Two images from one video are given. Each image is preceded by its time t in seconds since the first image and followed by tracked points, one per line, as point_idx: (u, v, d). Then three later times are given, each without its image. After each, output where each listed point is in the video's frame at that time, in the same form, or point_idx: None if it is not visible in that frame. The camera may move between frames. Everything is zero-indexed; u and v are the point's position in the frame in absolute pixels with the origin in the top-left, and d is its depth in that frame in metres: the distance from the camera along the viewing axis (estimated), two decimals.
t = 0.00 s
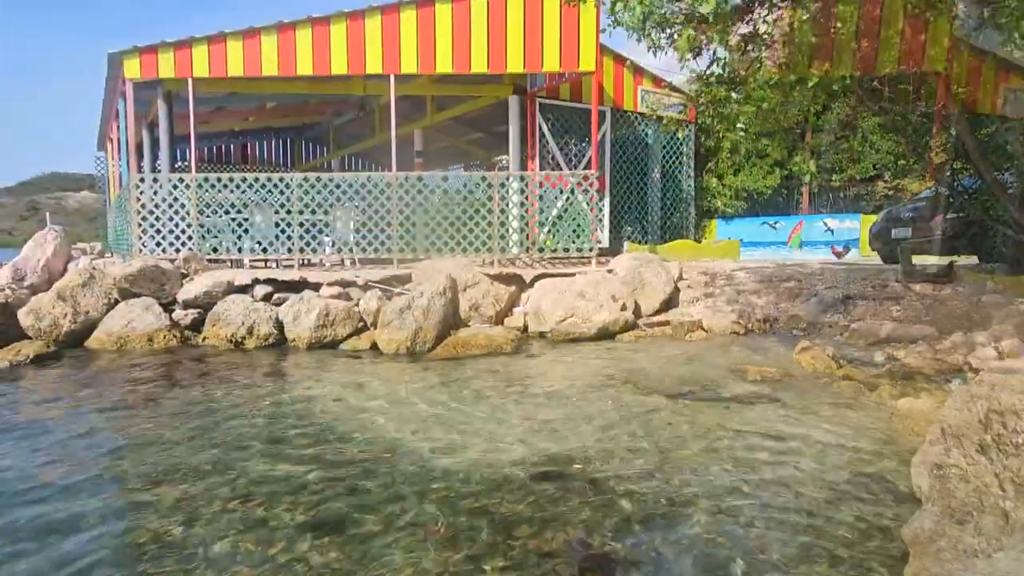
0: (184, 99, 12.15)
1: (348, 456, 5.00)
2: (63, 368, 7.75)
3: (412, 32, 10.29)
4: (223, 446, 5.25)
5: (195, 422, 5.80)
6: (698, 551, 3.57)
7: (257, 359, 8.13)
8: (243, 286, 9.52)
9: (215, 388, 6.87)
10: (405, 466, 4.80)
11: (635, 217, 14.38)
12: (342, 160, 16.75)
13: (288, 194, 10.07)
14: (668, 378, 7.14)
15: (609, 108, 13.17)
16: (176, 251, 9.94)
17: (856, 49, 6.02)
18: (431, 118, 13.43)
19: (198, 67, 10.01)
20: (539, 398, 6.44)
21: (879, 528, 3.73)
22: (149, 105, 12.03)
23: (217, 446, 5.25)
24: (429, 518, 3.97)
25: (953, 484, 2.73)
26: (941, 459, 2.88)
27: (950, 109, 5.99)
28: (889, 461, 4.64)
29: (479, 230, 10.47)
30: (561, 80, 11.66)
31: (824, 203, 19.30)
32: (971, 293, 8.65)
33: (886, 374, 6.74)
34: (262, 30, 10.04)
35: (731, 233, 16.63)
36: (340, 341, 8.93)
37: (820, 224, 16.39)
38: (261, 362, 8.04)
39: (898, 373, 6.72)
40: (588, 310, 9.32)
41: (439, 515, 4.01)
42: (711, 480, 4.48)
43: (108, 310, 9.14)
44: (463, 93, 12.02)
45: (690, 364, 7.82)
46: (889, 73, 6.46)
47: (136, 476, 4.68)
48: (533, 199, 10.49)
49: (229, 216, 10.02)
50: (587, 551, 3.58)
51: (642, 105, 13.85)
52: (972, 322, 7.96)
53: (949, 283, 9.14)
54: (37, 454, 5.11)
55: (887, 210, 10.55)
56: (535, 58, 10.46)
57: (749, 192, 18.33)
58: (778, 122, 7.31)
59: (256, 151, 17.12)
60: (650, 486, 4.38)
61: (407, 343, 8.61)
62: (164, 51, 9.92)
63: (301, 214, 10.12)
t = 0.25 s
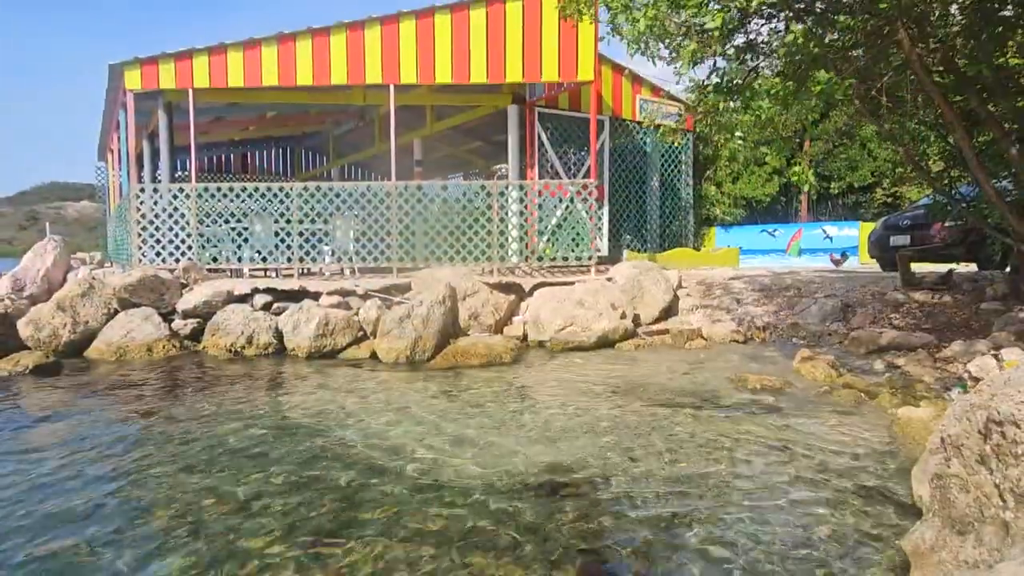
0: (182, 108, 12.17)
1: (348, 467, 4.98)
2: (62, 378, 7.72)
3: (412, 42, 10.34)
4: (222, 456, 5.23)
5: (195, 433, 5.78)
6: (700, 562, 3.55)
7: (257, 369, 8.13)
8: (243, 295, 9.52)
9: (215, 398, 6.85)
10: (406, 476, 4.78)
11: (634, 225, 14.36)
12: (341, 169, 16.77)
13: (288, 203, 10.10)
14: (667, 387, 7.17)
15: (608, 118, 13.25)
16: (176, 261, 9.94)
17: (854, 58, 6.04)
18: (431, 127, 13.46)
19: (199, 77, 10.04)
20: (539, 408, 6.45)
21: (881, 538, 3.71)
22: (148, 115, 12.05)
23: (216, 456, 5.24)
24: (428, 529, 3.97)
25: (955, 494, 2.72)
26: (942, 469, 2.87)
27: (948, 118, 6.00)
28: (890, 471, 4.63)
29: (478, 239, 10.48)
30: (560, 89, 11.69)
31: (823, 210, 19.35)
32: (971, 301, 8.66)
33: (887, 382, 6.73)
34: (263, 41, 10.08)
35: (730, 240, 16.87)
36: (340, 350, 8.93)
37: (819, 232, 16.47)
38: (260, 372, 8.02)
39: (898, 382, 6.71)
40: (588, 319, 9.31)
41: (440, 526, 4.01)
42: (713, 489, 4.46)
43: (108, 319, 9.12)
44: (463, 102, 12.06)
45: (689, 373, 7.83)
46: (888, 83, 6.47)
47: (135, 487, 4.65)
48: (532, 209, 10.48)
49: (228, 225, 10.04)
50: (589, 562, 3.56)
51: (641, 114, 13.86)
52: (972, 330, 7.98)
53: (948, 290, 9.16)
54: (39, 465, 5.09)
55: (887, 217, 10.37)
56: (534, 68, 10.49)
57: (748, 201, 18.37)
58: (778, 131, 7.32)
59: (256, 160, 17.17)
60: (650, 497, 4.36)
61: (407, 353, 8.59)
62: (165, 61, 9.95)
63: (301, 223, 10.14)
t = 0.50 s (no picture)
0: (176, 117, 12.17)
1: (343, 476, 4.96)
2: (55, 387, 7.69)
3: (406, 51, 10.37)
4: (216, 466, 5.21)
5: (188, 442, 5.76)
6: (695, 570, 3.55)
7: (252, 378, 8.12)
8: (237, 304, 9.51)
9: (209, 408, 6.83)
10: (400, 485, 4.77)
11: (629, 232, 14.38)
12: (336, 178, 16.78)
13: (283, 212, 10.08)
14: (661, 395, 7.19)
15: (602, 126, 13.30)
16: (170, 269, 9.93)
17: (845, 68, 6.09)
18: (426, 136, 13.48)
19: (193, 86, 10.05)
20: (533, 416, 6.46)
21: (875, 546, 3.72)
22: (143, 124, 12.05)
23: (210, 466, 5.22)
24: (423, 537, 3.97)
25: (946, 503, 2.73)
26: (934, 478, 2.89)
27: (938, 128, 6.04)
28: (885, 479, 4.63)
29: (473, 247, 10.48)
30: (555, 97, 11.73)
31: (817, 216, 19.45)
32: (962, 309, 8.70)
33: (880, 389, 6.75)
34: (258, 50, 10.10)
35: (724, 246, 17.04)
36: (334, 359, 8.93)
37: (812, 238, 16.53)
38: (254, 381, 8.00)
39: (892, 389, 6.73)
40: (582, 326, 9.32)
41: (435, 534, 4.01)
42: (708, 498, 4.47)
43: (101, 329, 9.09)
44: (457, 110, 12.09)
45: (683, 380, 7.85)
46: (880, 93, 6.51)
47: (129, 497, 4.64)
48: (527, 217, 10.50)
49: (223, 234, 10.02)
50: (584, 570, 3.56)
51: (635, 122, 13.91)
52: (963, 337, 8.02)
53: (940, 297, 9.19)
54: (31, 475, 5.07)
55: (881, 224, 10.44)
56: (529, 77, 10.54)
57: (742, 208, 18.43)
58: (770, 140, 7.37)
59: (250, 168, 17.17)
60: (646, 506, 4.36)
61: (402, 361, 8.59)
62: (160, 70, 9.97)
63: (296, 232, 10.12)
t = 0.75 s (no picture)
0: (164, 121, 12.13)
1: (331, 483, 4.95)
2: (40, 395, 7.63)
3: (396, 56, 10.38)
4: (204, 474, 5.18)
5: (175, 450, 5.73)
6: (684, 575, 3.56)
7: (240, 384, 8.08)
8: (225, 310, 9.47)
9: (196, 415, 6.79)
10: (390, 492, 4.76)
11: (619, 237, 14.42)
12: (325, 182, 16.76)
13: (272, 217, 10.06)
14: (651, 400, 7.21)
15: (591, 131, 13.31)
16: (158, 275, 9.88)
17: (831, 73, 6.13)
18: (415, 140, 13.49)
19: (181, 91, 10.02)
20: (523, 421, 6.46)
21: (861, 549, 3.74)
22: (130, 128, 12.00)
23: (197, 473, 5.19)
24: (412, 544, 3.97)
25: (931, 507, 2.75)
26: (918, 482, 2.90)
27: (922, 135, 6.10)
28: (872, 484, 4.66)
29: (463, 251, 10.48)
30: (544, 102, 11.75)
31: (805, 221, 19.60)
32: (947, 311, 8.78)
33: (866, 393, 6.80)
34: (246, 55, 10.08)
35: (713, 250, 17.09)
36: (324, 364, 8.90)
37: (801, 242, 16.63)
38: (242, 387, 7.97)
39: (878, 392, 6.77)
40: (572, 331, 9.34)
41: (424, 540, 4.01)
42: (696, 502, 4.48)
43: (88, 335, 9.06)
44: (447, 115, 12.09)
45: (673, 385, 7.87)
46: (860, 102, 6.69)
47: (114, 505, 4.60)
48: (517, 221, 10.53)
49: (211, 239, 9.97)
50: None
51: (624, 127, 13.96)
52: (947, 340, 8.09)
53: (925, 300, 9.26)
54: (17, 482, 5.03)
55: (867, 227, 10.51)
56: (518, 82, 10.57)
57: (731, 212, 18.50)
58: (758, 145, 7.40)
59: (239, 172, 17.12)
60: (635, 510, 4.36)
61: (391, 367, 8.59)
62: (148, 75, 9.93)
63: (285, 236, 10.10)
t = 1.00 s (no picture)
0: (149, 121, 12.03)
1: (315, 485, 4.90)
2: (23, 398, 7.54)
3: (383, 55, 10.32)
4: (186, 477, 5.12)
5: (158, 453, 5.67)
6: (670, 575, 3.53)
7: (226, 386, 8.01)
8: (211, 311, 9.39)
9: (181, 417, 6.72)
10: (375, 494, 4.72)
11: (609, 237, 14.40)
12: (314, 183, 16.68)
13: (259, 217, 9.99)
14: (640, 400, 7.18)
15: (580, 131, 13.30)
16: (143, 276, 9.80)
17: (818, 72, 6.12)
18: (404, 140, 13.44)
19: (166, 90, 9.93)
20: (511, 422, 6.42)
21: (848, 548, 3.72)
22: (115, 128, 11.91)
23: (180, 476, 5.12)
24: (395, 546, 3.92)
25: (916, 506, 2.73)
26: (903, 481, 2.88)
27: (908, 134, 6.10)
28: (859, 483, 4.64)
29: (452, 252, 10.43)
30: (534, 102, 11.71)
31: (794, 220, 19.65)
32: (934, 310, 8.79)
33: (854, 391, 6.80)
34: (232, 54, 10.01)
35: (703, 250, 17.11)
36: (311, 366, 8.84)
37: (790, 241, 16.68)
38: (229, 389, 7.90)
39: (866, 391, 6.77)
40: (562, 331, 9.30)
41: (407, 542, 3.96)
42: (684, 502, 4.45)
43: (71, 338, 8.96)
44: (435, 115, 12.04)
45: (662, 385, 7.85)
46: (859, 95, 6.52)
47: (94, 509, 4.54)
48: (507, 221, 10.49)
49: (197, 240, 9.90)
50: None
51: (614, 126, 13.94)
52: (934, 338, 8.11)
53: (913, 299, 9.27)
54: None
55: (855, 227, 10.52)
56: (507, 81, 10.54)
57: (721, 212, 18.51)
58: (747, 145, 7.39)
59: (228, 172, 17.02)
60: (622, 510, 4.33)
61: (379, 368, 8.54)
62: (132, 74, 9.84)
63: (272, 237, 10.03)
